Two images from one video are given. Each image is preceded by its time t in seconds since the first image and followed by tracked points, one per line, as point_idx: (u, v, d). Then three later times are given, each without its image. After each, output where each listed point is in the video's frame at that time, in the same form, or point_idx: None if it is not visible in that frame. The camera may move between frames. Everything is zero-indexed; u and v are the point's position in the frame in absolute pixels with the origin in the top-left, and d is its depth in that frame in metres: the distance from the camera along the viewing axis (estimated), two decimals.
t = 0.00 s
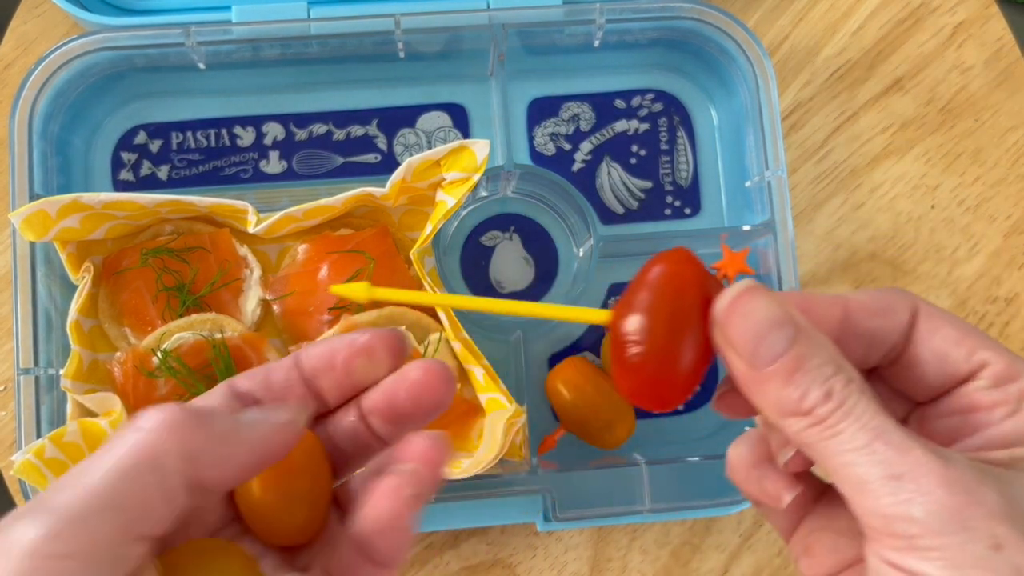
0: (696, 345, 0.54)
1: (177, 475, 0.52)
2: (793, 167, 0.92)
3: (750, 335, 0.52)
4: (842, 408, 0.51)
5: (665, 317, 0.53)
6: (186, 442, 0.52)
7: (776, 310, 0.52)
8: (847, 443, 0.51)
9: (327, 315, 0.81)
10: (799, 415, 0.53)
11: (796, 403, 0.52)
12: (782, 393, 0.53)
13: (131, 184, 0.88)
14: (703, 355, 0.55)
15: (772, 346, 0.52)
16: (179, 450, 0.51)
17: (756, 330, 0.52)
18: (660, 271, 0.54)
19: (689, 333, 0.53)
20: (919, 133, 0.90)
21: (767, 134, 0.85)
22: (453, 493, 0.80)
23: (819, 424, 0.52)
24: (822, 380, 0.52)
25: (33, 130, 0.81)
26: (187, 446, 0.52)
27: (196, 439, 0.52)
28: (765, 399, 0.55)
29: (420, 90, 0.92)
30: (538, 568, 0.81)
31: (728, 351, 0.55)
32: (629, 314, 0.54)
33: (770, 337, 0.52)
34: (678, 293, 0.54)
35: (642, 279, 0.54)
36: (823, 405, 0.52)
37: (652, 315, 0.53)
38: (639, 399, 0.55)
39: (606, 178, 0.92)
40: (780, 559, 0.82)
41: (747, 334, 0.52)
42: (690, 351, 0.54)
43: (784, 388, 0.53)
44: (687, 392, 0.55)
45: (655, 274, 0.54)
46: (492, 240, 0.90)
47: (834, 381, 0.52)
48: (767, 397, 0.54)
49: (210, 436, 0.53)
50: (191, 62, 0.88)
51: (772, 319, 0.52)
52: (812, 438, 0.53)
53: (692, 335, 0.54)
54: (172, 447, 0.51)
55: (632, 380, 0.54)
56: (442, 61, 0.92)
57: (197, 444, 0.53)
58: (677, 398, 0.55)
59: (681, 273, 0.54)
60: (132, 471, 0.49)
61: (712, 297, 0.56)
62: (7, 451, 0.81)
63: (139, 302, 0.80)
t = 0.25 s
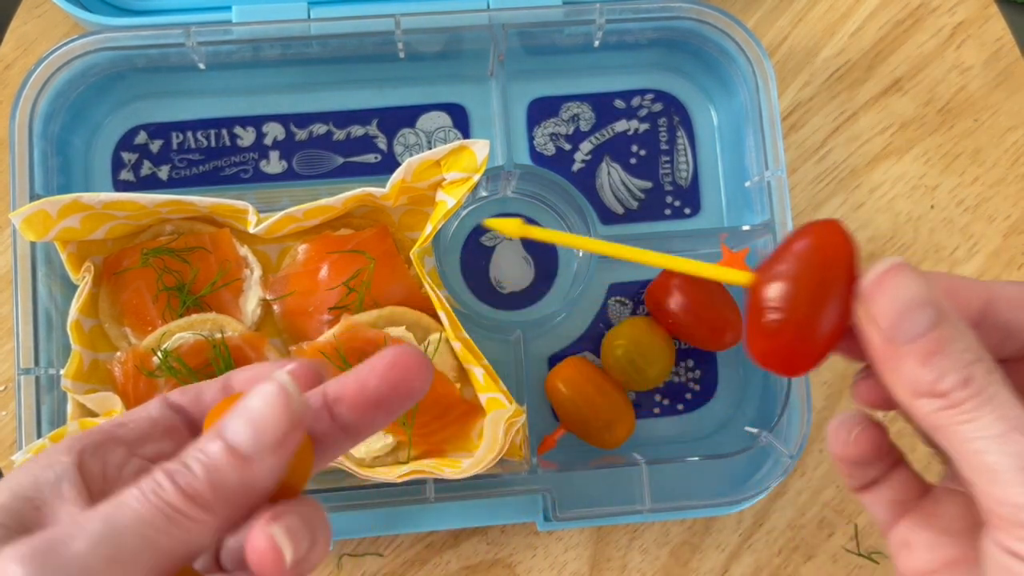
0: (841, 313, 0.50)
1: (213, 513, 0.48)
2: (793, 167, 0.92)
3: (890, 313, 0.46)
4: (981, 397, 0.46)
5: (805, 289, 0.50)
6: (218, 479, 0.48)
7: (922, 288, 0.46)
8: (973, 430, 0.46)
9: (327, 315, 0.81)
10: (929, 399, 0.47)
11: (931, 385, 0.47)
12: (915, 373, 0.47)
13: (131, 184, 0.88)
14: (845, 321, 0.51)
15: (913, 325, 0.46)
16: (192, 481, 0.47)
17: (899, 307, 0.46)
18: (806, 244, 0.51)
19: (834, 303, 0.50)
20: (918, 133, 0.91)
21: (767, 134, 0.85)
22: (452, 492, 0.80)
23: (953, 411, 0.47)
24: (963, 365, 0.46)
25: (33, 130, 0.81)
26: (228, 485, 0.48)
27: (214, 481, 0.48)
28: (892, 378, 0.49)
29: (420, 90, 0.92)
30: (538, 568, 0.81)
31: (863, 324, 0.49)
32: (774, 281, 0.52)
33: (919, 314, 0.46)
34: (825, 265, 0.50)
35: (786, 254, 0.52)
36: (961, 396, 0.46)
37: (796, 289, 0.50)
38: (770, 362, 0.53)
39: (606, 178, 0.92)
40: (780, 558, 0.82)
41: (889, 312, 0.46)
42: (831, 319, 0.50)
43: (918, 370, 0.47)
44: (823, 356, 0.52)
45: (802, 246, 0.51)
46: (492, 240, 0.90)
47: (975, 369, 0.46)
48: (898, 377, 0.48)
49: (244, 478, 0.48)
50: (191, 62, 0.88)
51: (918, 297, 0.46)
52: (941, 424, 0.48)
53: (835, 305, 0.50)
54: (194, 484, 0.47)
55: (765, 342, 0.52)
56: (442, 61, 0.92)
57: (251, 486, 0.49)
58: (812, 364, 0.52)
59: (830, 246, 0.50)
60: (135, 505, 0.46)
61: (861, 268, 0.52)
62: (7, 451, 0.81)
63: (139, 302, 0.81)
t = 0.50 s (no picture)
0: (851, 349, 0.51)
1: (255, 525, 0.48)
2: (793, 167, 0.92)
3: (901, 349, 0.46)
4: (994, 434, 0.47)
5: (818, 326, 0.51)
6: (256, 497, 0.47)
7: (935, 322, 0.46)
8: (988, 468, 0.47)
9: (328, 315, 0.81)
10: (941, 436, 0.48)
11: (943, 423, 0.47)
12: (925, 410, 0.47)
13: (132, 184, 0.88)
14: (854, 359, 0.52)
15: (926, 361, 0.46)
16: (231, 497, 0.47)
17: (910, 343, 0.46)
18: (815, 280, 0.52)
19: (845, 339, 0.51)
20: (918, 134, 0.91)
21: (767, 134, 0.86)
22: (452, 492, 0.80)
23: (968, 450, 0.47)
24: (974, 402, 0.46)
25: (34, 130, 0.81)
26: (268, 501, 0.47)
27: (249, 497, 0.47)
28: (906, 414, 0.49)
29: (420, 90, 0.92)
30: (537, 567, 0.81)
31: (874, 359, 0.49)
32: (783, 319, 0.52)
33: (928, 352, 0.46)
34: (834, 300, 0.51)
35: (795, 291, 0.52)
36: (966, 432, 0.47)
37: (808, 325, 0.51)
38: (781, 400, 0.54)
39: (606, 178, 0.92)
40: (779, 558, 0.82)
41: (898, 347, 0.46)
42: (840, 357, 0.51)
43: (930, 406, 0.47)
44: (832, 394, 0.53)
45: (810, 283, 0.52)
46: (492, 240, 0.90)
47: (986, 406, 0.46)
48: (910, 414, 0.49)
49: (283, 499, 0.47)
50: (192, 62, 0.88)
51: (929, 331, 0.46)
52: (953, 460, 0.48)
53: (844, 341, 0.51)
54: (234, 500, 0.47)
55: (777, 383, 0.53)
56: (442, 61, 0.92)
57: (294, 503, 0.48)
58: (821, 401, 0.53)
59: (839, 281, 0.51)
60: (179, 516, 0.47)
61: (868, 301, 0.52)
62: (7, 451, 0.81)
63: (139, 302, 0.81)
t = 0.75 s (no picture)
0: (780, 410, 0.46)
1: (255, 499, 0.49)
2: (793, 167, 0.92)
3: (827, 413, 0.46)
4: (930, 499, 0.46)
5: (745, 388, 0.45)
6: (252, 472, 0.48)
7: (860, 382, 0.46)
8: (927, 536, 0.47)
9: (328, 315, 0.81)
10: (880, 500, 0.48)
11: (878, 488, 0.47)
12: (862, 473, 0.47)
13: (132, 184, 0.88)
14: (784, 418, 0.47)
15: (855, 422, 0.46)
16: (228, 474, 0.48)
17: (837, 405, 0.45)
18: (738, 338, 0.45)
19: (772, 399, 0.46)
20: (918, 134, 0.91)
21: (766, 135, 0.86)
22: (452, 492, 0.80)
23: (909, 516, 0.47)
24: (906, 465, 0.46)
25: (34, 130, 0.81)
26: (264, 473, 0.48)
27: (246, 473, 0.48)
28: (843, 477, 0.49)
29: (420, 90, 0.92)
30: (537, 567, 0.81)
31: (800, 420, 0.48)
32: (705, 382, 0.46)
33: (855, 413, 0.46)
34: (757, 358, 0.45)
35: (715, 352, 0.46)
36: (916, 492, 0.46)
37: (735, 387, 0.45)
38: (713, 470, 0.47)
39: (606, 178, 0.92)
40: (779, 558, 0.82)
41: (824, 411, 0.46)
42: (770, 418, 0.46)
43: (865, 469, 0.47)
44: (768, 461, 0.47)
45: (734, 340, 0.45)
46: (492, 240, 0.91)
47: (920, 469, 0.46)
48: (845, 477, 0.48)
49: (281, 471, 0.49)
50: (192, 62, 0.88)
51: (855, 392, 0.46)
52: (895, 524, 0.48)
53: (772, 403, 0.46)
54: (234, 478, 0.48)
55: (709, 451, 0.46)
56: (442, 61, 0.92)
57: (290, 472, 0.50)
58: (757, 469, 0.47)
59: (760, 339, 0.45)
60: (182, 498, 0.47)
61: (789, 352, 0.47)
62: (7, 451, 0.81)
63: (139, 302, 0.81)
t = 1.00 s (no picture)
0: (800, 416, 0.47)
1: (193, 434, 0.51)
2: (793, 167, 0.92)
3: (850, 418, 0.45)
4: (956, 510, 0.45)
5: (766, 389, 0.45)
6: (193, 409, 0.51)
7: (886, 385, 0.45)
8: (952, 547, 0.46)
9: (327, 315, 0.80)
10: (903, 508, 0.47)
11: (901, 496, 0.46)
12: (885, 481, 0.46)
13: (131, 184, 0.88)
14: (805, 426, 0.47)
15: (879, 427, 0.45)
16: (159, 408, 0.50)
17: (861, 410, 0.45)
18: (756, 338, 0.46)
19: (793, 403, 0.46)
20: (918, 134, 0.91)
21: (767, 135, 0.86)
22: (452, 491, 0.80)
23: (934, 526, 0.46)
24: (932, 474, 0.45)
25: (33, 130, 0.81)
26: (197, 408, 0.51)
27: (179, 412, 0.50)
28: (864, 484, 0.48)
29: (420, 90, 0.92)
30: (537, 568, 0.81)
31: (822, 426, 0.48)
32: (724, 384, 0.46)
33: (880, 420, 0.45)
34: (778, 361, 0.46)
35: (734, 354, 0.46)
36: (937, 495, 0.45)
37: (756, 388, 0.45)
38: (733, 474, 0.48)
39: (606, 178, 0.92)
40: (779, 558, 0.82)
41: (848, 416, 0.45)
42: (791, 425, 0.46)
43: (888, 476, 0.46)
44: (788, 467, 0.47)
45: (752, 343, 0.46)
46: (492, 240, 0.90)
47: (946, 478, 0.45)
48: (867, 483, 0.48)
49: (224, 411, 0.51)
50: (191, 62, 0.88)
51: (881, 396, 0.45)
52: (919, 534, 0.47)
53: (792, 407, 0.46)
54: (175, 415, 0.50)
55: (727, 454, 0.47)
56: (442, 61, 0.92)
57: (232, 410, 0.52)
58: (775, 477, 0.47)
59: (780, 340, 0.46)
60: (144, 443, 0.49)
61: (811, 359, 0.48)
62: (7, 451, 0.81)
63: (139, 302, 0.81)
